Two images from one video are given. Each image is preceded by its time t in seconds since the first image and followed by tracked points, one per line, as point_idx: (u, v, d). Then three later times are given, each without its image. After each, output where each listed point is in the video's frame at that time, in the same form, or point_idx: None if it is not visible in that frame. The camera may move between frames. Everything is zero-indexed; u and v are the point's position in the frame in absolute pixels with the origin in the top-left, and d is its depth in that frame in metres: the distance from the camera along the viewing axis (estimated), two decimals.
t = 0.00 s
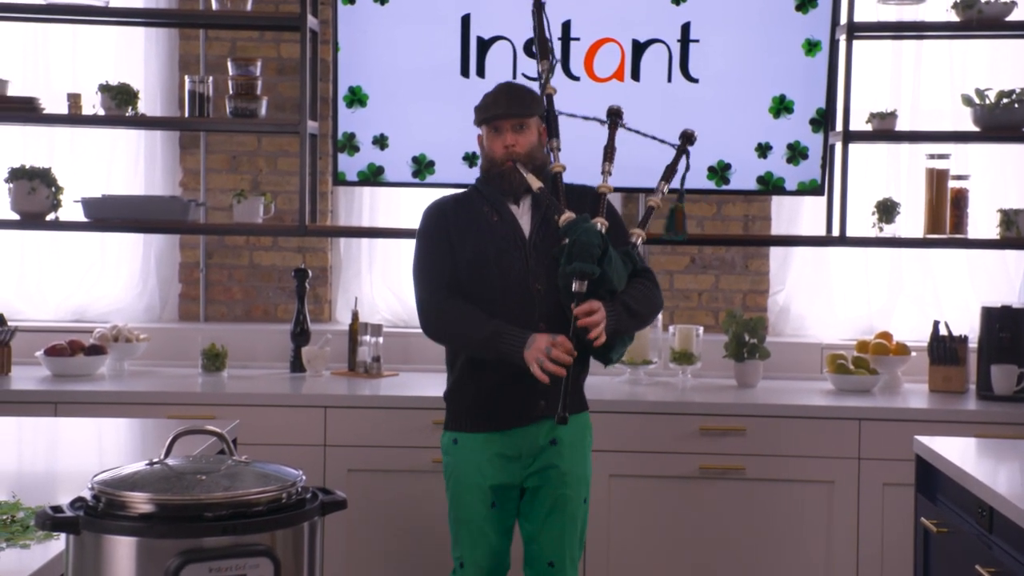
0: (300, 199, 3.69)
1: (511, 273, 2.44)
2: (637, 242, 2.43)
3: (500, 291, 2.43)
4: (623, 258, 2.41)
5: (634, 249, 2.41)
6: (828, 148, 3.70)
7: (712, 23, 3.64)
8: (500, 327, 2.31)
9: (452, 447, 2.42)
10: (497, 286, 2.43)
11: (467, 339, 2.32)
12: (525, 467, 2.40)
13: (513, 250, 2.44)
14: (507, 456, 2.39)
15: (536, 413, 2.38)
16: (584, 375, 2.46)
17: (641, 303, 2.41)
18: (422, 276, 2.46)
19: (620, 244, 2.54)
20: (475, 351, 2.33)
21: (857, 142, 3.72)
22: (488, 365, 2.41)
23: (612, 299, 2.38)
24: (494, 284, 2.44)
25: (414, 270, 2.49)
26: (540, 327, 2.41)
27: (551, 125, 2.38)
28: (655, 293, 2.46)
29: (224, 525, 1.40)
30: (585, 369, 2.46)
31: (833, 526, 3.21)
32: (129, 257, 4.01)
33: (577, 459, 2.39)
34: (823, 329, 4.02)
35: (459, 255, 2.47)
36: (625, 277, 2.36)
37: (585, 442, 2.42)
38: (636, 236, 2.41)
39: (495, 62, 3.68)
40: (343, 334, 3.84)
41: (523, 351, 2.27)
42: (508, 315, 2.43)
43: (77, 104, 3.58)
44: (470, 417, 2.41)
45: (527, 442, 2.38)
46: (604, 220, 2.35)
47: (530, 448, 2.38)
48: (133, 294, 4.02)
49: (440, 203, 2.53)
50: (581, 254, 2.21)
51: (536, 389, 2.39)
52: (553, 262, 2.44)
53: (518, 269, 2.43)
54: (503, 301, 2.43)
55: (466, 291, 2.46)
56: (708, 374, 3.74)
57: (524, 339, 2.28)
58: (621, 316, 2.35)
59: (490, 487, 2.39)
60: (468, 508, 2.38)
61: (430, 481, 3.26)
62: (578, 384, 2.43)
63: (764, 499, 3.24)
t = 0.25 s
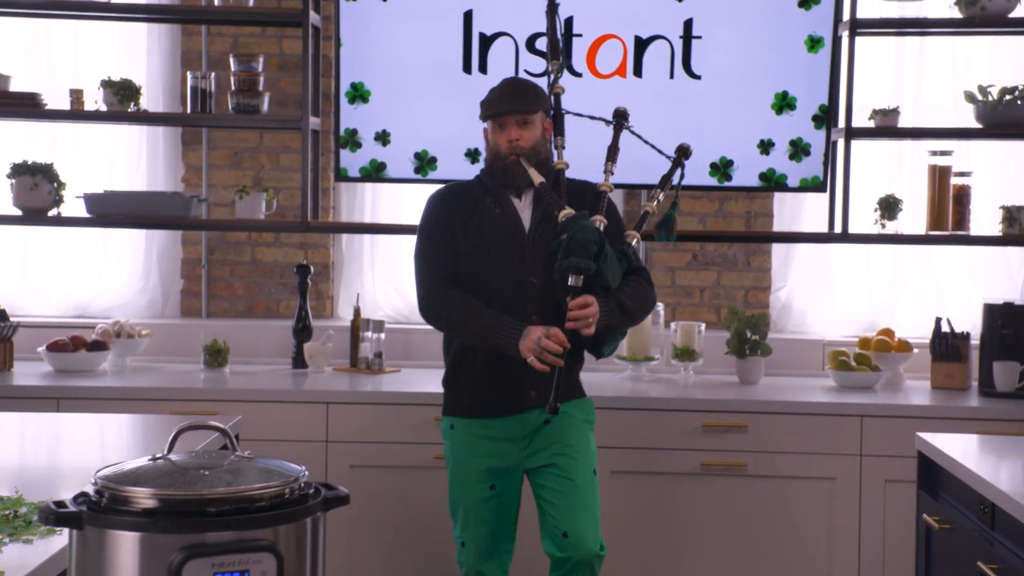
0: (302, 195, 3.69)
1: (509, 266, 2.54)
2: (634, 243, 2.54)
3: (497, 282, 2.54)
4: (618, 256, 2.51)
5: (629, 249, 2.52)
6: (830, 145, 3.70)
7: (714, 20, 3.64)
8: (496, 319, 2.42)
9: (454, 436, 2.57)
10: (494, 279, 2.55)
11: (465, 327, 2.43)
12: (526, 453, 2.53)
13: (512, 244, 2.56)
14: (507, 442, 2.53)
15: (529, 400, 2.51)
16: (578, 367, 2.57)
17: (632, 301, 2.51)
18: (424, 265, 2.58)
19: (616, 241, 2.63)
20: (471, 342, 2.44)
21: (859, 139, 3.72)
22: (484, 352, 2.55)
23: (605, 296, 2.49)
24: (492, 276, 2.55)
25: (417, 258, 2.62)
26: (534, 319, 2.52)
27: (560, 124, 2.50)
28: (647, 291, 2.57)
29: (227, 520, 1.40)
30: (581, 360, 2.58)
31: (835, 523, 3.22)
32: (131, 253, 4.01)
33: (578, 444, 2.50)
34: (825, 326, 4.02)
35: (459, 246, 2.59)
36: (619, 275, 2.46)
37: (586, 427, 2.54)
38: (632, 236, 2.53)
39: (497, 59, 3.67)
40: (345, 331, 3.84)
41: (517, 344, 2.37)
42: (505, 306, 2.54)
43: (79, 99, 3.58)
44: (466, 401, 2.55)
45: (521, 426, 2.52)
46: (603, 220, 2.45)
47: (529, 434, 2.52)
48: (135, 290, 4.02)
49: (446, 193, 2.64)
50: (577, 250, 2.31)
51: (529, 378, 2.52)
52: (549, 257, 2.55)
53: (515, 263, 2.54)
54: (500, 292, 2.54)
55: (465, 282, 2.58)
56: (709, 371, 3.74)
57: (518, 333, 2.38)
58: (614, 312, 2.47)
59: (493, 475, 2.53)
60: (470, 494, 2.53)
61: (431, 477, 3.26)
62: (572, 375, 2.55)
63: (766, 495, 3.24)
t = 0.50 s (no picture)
0: (307, 193, 3.69)
1: (527, 274, 2.58)
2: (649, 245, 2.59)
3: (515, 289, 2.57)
4: (633, 260, 2.55)
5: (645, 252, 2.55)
6: (836, 143, 3.69)
7: (720, 18, 3.64)
8: (515, 326, 2.45)
9: (473, 438, 2.57)
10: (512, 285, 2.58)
11: (486, 338, 2.47)
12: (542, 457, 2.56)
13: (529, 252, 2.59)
14: (524, 447, 2.55)
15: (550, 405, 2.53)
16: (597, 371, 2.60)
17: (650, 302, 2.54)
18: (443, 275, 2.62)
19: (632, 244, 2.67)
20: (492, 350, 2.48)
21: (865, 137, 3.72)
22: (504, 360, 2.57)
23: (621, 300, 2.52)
24: (510, 284, 2.58)
25: (438, 267, 2.66)
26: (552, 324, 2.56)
27: (570, 134, 2.52)
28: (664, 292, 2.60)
29: (234, 517, 1.40)
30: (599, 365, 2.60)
31: (840, 522, 3.21)
32: (136, 250, 4.01)
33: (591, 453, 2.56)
34: (831, 325, 4.02)
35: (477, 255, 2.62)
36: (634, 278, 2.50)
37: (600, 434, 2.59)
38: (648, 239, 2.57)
39: (502, 57, 3.67)
40: (349, 329, 3.84)
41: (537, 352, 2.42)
42: (523, 313, 2.57)
43: (85, 97, 3.58)
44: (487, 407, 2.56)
45: (541, 434, 2.54)
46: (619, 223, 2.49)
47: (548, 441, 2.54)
48: (140, 288, 4.02)
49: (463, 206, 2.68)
50: (588, 256, 2.29)
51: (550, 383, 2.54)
52: (566, 263, 2.59)
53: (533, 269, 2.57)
54: (518, 299, 2.57)
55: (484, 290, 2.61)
56: (714, 369, 3.74)
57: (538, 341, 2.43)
58: (631, 315, 2.51)
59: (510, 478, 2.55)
60: (488, 497, 2.52)
61: (436, 475, 3.27)
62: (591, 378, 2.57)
63: (771, 494, 3.24)
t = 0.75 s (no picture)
0: (308, 200, 3.69)
1: (529, 265, 2.59)
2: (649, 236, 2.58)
3: (517, 279, 2.59)
4: (634, 250, 2.56)
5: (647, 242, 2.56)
6: (837, 150, 3.69)
7: (721, 25, 3.64)
8: (517, 315, 2.47)
9: (475, 425, 2.58)
10: (514, 274, 2.59)
11: (490, 326, 2.49)
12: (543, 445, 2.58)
13: (532, 243, 2.60)
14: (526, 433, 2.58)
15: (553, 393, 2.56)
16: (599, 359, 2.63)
17: (651, 291, 2.56)
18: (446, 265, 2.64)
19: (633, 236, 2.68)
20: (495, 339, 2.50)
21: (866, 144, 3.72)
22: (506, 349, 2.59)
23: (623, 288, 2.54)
24: (513, 274, 2.60)
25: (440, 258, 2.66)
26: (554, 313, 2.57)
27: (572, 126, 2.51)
28: (665, 281, 2.62)
29: (235, 525, 1.40)
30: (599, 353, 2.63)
31: (841, 529, 3.21)
32: (137, 257, 4.02)
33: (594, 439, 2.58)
34: (831, 331, 4.02)
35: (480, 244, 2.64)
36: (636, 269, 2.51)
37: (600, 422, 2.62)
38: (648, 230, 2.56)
39: (504, 63, 3.67)
40: (350, 335, 3.84)
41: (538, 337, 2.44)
42: (526, 303, 2.59)
43: (86, 104, 3.58)
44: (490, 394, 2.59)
45: (543, 422, 2.57)
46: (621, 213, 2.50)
47: (550, 428, 2.57)
48: (141, 294, 4.02)
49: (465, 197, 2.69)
50: (591, 245, 2.30)
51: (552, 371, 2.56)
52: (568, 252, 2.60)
53: (535, 259, 2.59)
54: (521, 289, 2.59)
55: (487, 280, 2.62)
56: (715, 376, 3.74)
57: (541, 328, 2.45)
58: (631, 304, 2.50)
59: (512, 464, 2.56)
60: (492, 482, 2.52)
61: (437, 481, 3.26)
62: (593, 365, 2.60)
63: (772, 501, 3.24)
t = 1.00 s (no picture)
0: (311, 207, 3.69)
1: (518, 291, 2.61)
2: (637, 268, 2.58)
3: (505, 305, 2.61)
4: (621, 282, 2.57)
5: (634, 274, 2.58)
6: (839, 157, 3.69)
7: (723, 32, 3.65)
8: (505, 342, 2.50)
9: (461, 448, 2.62)
10: (502, 301, 2.61)
11: (477, 350, 2.52)
12: (528, 467, 2.59)
13: (521, 270, 2.62)
14: (508, 458, 2.58)
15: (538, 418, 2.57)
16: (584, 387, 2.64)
17: (637, 323, 2.58)
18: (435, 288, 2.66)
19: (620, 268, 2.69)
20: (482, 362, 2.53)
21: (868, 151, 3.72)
22: (493, 373, 2.61)
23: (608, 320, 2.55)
24: (501, 300, 2.62)
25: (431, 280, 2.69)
26: (540, 341, 2.59)
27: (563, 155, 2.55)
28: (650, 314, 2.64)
29: (236, 532, 1.40)
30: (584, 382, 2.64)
31: (843, 537, 3.21)
32: (140, 263, 4.02)
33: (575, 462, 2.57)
34: (833, 338, 4.02)
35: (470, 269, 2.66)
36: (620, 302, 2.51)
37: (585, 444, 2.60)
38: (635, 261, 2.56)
39: (506, 70, 3.68)
40: (352, 342, 3.84)
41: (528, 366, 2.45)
42: (512, 330, 2.61)
43: (89, 111, 3.59)
44: (475, 418, 2.61)
45: (525, 441, 2.57)
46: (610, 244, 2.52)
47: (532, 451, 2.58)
48: (143, 300, 4.03)
49: (458, 221, 2.72)
50: (582, 278, 2.32)
51: (537, 397, 2.58)
52: (557, 282, 2.62)
53: (523, 286, 2.61)
54: (508, 315, 2.61)
55: (475, 304, 2.65)
56: (717, 383, 3.74)
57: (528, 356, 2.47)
58: (616, 336, 2.52)
59: (496, 487, 2.60)
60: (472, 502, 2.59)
61: (439, 488, 3.26)
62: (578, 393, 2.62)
63: (774, 509, 3.23)
